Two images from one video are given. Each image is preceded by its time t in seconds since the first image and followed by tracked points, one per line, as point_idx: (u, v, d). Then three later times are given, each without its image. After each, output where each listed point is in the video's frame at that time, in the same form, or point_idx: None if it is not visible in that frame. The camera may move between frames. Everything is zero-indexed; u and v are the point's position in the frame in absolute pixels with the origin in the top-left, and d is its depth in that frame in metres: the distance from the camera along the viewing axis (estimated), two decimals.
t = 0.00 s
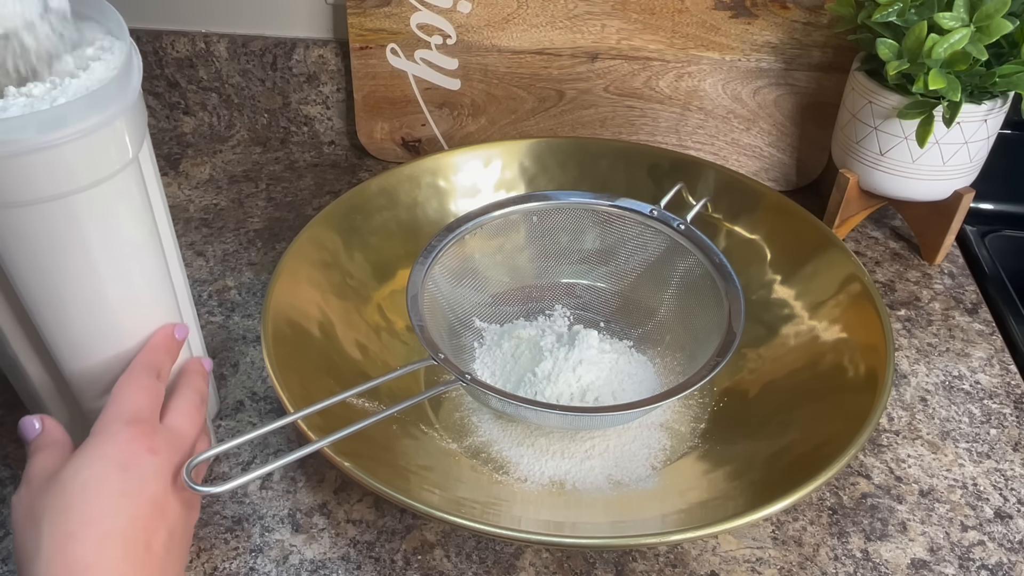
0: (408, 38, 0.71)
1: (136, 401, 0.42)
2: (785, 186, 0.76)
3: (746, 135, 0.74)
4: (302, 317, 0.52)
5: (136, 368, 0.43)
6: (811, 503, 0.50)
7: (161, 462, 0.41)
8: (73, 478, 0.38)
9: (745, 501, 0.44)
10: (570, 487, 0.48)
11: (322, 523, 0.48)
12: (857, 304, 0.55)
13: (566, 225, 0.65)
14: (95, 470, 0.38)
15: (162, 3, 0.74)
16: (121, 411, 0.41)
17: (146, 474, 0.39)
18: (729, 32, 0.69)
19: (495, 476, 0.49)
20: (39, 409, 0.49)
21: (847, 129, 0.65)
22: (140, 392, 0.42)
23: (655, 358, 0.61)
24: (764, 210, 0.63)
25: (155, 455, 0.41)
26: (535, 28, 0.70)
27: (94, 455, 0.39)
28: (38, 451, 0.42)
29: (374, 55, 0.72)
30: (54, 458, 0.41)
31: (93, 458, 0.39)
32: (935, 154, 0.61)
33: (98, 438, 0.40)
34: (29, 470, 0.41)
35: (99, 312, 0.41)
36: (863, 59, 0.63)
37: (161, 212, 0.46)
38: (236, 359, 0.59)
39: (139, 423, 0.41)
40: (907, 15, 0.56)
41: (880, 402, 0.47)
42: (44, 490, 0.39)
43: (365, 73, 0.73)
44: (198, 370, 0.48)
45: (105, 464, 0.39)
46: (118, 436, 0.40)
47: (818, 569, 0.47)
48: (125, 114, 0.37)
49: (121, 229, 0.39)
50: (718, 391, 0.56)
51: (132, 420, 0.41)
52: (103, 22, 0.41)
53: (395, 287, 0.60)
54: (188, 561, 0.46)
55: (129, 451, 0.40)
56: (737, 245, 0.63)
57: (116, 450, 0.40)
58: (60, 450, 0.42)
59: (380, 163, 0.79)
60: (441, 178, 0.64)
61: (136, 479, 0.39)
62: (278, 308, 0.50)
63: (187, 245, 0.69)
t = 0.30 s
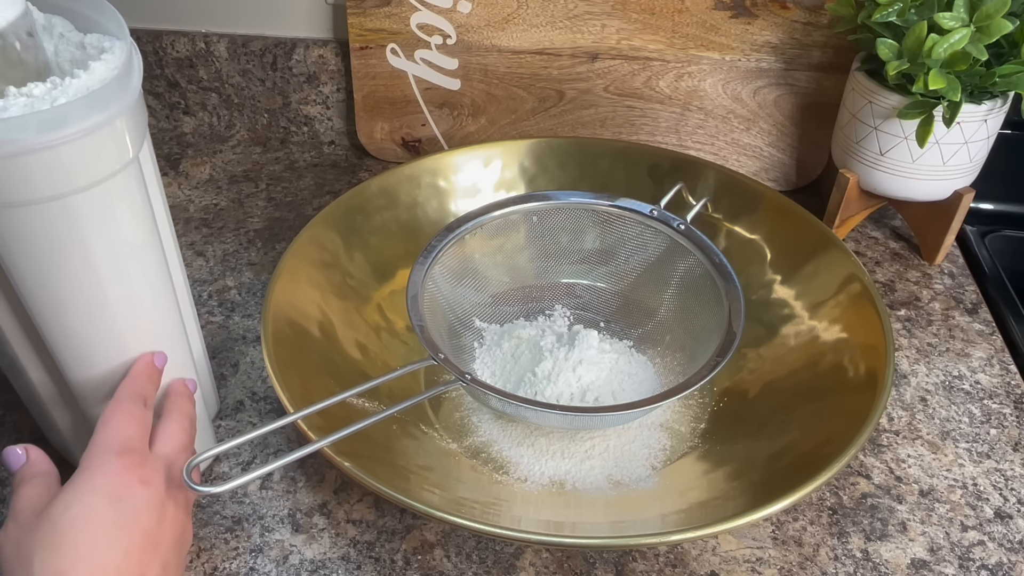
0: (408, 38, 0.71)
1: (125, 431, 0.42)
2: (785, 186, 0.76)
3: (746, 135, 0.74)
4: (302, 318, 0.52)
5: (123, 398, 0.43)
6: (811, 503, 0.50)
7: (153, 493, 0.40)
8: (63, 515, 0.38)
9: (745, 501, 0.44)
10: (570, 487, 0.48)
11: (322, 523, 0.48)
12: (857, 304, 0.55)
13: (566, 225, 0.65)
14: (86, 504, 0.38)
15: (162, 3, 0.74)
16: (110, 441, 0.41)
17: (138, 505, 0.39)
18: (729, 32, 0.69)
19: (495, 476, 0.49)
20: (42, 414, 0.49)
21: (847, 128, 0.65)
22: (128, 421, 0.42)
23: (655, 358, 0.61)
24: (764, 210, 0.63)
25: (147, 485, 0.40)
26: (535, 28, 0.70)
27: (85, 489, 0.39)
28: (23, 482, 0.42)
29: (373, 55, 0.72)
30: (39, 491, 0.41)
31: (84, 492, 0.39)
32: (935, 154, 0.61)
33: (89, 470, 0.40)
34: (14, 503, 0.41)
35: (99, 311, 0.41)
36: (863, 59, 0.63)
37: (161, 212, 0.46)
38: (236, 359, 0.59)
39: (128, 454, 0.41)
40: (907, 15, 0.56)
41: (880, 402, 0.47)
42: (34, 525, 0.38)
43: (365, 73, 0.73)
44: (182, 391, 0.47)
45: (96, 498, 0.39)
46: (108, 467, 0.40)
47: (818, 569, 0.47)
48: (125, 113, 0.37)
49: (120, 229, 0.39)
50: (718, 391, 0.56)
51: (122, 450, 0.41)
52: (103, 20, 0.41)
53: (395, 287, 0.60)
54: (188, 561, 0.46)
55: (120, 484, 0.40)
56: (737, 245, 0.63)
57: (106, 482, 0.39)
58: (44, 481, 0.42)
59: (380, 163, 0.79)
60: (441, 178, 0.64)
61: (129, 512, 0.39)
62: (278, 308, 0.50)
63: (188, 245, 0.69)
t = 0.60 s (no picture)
0: (408, 38, 0.71)
1: (132, 462, 0.42)
2: (785, 186, 0.76)
3: (746, 135, 0.74)
4: (302, 318, 0.52)
5: (130, 428, 0.43)
6: (811, 503, 0.50)
7: (162, 525, 0.40)
8: (70, 550, 0.37)
9: (745, 501, 0.44)
10: (570, 487, 0.48)
11: (322, 523, 0.48)
12: (857, 304, 0.55)
13: (566, 225, 0.65)
14: (93, 538, 0.37)
15: (162, 3, 0.73)
16: (118, 473, 0.41)
17: (146, 538, 0.38)
18: (729, 32, 0.69)
19: (495, 476, 0.49)
20: (44, 418, 0.49)
21: (847, 128, 0.65)
22: (134, 453, 0.42)
23: (655, 358, 0.61)
24: (764, 210, 0.63)
25: (155, 518, 0.40)
26: (535, 28, 0.70)
27: (93, 522, 0.38)
28: (29, 517, 0.41)
29: (373, 55, 0.72)
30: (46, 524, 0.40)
31: (91, 526, 0.38)
32: (935, 154, 0.61)
33: (96, 504, 0.39)
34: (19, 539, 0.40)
35: (98, 312, 0.40)
36: (863, 59, 0.63)
37: (160, 212, 0.46)
38: (236, 359, 0.59)
39: (136, 485, 0.41)
40: (907, 15, 0.56)
41: (879, 402, 0.47)
42: (39, 562, 0.37)
43: (365, 73, 0.73)
44: (188, 417, 0.47)
45: (104, 532, 0.38)
46: (116, 500, 0.39)
47: (818, 569, 0.47)
48: (125, 113, 0.37)
49: (120, 229, 0.39)
50: (718, 391, 0.56)
51: (130, 482, 0.41)
52: (102, 20, 0.41)
53: (395, 287, 0.60)
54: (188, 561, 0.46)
55: (128, 517, 0.39)
56: (737, 245, 0.63)
57: (114, 515, 0.39)
58: (51, 515, 0.41)
59: (380, 163, 0.79)
60: (441, 178, 0.64)
61: (136, 545, 0.38)
62: (278, 308, 0.50)
63: (188, 245, 0.69)
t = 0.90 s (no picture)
0: (408, 38, 0.71)
1: None
2: (785, 186, 0.76)
3: (746, 135, 0.74)
4: (302, 317, 0.52)
5: (106, 543, 0.36)
6: (811, 503, 0.50)
7: None
8: None
9: (745, 501, 0.44)
10: (570, 487, 0.48)
11: (322, 523, 0.48)
12: (857, 304, 0.55)
13: (566, 225, 0.65)
14: None
15: (162, 3, 0.73)
16: None
17: None
18: (729, 32, 0.69)
19: (495, 476, 0.49)
20: (46, 420, 0.49)
21: (847, 129, 0.65)
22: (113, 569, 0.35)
23: (656, 358, 0.61)
24: (764, 210, 0.63)
25: None
26: (535, 27, 0.70)
27: None
28: None
29: (373, 55, 0.72)
30: None
31: None
32: (935, 154, 0.61)
33: None
34: None
35: (98, 313, 0.40)
36: (863, 59, 0.63)
37: (161, 213, 0.46)
38: (236, 359, 0.59)
39: None
40: (907, 15, 0.56)
41: (879, 402, 0.47)
42: None
43: (365, 73, 0.73)
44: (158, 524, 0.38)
45: None
46: None
47: (818, 569, 0.47)
48: (125, 113, 0.37)
49: (120, 229, 0.39)
50: (718, 391, 0.56)
51: None
52: (101, 19, 0.41)
53: (395, 287, 0.60)
54: (188, 560, 0.46)
55: None
56: (737, 245, 0.63)
57: None
58: None
59: (380, 163, 0.79)
60: (441, 178, 0.64)
61: None
62: (278, 308, 0.50)
63: (188, 245, 0.69)
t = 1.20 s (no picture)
0: (408, 38, 0.71)
1: None
2: (785, 186, 0.76)
3: (746, 135, 0.74)
4: (302, 317, 0.52)
5: None
6: (811, 503, 0.50)
7: None
8: None
9: (745, 501, 0.44)
10: (570, 487, 0.48)
11: (322, 523, 0.48)
12: (857, 305, 0.55)
13: (566, 225, 0.65)
14: None
15: (162, 3, 0.74)
16: None
17: None
18: (729, 32, 0.69)
19: (495, 476, 0.49)
20: (47, 420, 0.49)
21: (847, 129, 0.65)
22: None
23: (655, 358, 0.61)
24: (764, 210, 0.63)
25: None
26: (535, 28, 0.70)
27: None
28: None
29: (374, 55, 0.72)
30: None
31: None
32: (935, 154, 0.61)
33: None
34: None
35: (99, 313, 0.40)
36: (863, 59, 0.63)
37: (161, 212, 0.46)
38: (237, 359, 0.59)
39: None
40: (907, 15, 0.56)
41: (880, 402, 0.47)
42: None
43: (365, 73, 0.73)
44: None
45: None
46: None
47: (818, 569, 0.47)
48: (126, 113, 0.37)
49: (121, 229, 0.39)
50: (718, 391, 0.56)
51: None
52: (102, 19, 0.41)
53: (395, 287, 0.60)
54: (188, 560, 0.46)
55: None
56: (737, 245, 0.63)
57: None
58: None
59: (380, 163, 0.79)
60: (441, 178, 0.64)
61: None
62: (278, 308, 0.50)
63: (188, 245, 0.69)
